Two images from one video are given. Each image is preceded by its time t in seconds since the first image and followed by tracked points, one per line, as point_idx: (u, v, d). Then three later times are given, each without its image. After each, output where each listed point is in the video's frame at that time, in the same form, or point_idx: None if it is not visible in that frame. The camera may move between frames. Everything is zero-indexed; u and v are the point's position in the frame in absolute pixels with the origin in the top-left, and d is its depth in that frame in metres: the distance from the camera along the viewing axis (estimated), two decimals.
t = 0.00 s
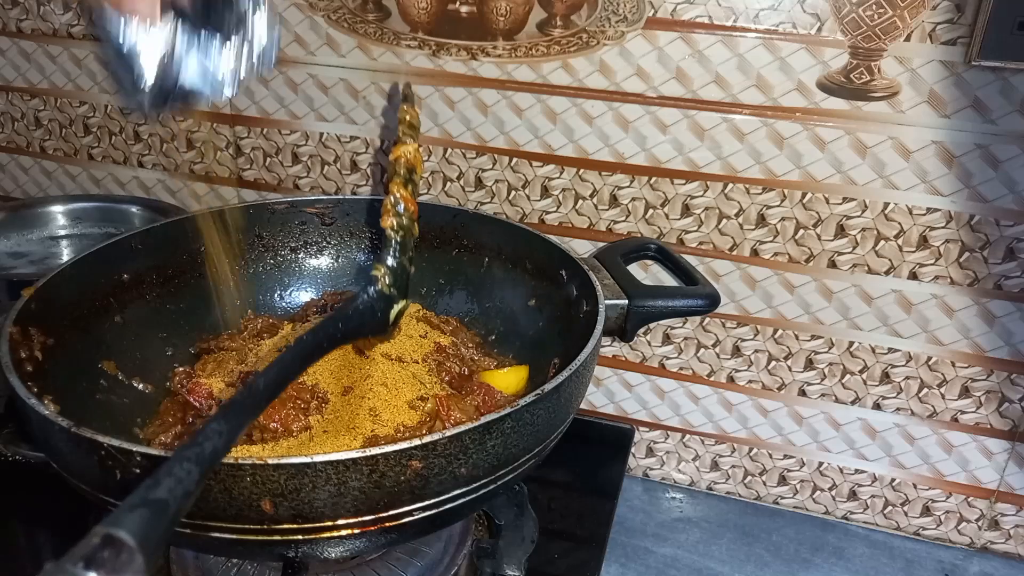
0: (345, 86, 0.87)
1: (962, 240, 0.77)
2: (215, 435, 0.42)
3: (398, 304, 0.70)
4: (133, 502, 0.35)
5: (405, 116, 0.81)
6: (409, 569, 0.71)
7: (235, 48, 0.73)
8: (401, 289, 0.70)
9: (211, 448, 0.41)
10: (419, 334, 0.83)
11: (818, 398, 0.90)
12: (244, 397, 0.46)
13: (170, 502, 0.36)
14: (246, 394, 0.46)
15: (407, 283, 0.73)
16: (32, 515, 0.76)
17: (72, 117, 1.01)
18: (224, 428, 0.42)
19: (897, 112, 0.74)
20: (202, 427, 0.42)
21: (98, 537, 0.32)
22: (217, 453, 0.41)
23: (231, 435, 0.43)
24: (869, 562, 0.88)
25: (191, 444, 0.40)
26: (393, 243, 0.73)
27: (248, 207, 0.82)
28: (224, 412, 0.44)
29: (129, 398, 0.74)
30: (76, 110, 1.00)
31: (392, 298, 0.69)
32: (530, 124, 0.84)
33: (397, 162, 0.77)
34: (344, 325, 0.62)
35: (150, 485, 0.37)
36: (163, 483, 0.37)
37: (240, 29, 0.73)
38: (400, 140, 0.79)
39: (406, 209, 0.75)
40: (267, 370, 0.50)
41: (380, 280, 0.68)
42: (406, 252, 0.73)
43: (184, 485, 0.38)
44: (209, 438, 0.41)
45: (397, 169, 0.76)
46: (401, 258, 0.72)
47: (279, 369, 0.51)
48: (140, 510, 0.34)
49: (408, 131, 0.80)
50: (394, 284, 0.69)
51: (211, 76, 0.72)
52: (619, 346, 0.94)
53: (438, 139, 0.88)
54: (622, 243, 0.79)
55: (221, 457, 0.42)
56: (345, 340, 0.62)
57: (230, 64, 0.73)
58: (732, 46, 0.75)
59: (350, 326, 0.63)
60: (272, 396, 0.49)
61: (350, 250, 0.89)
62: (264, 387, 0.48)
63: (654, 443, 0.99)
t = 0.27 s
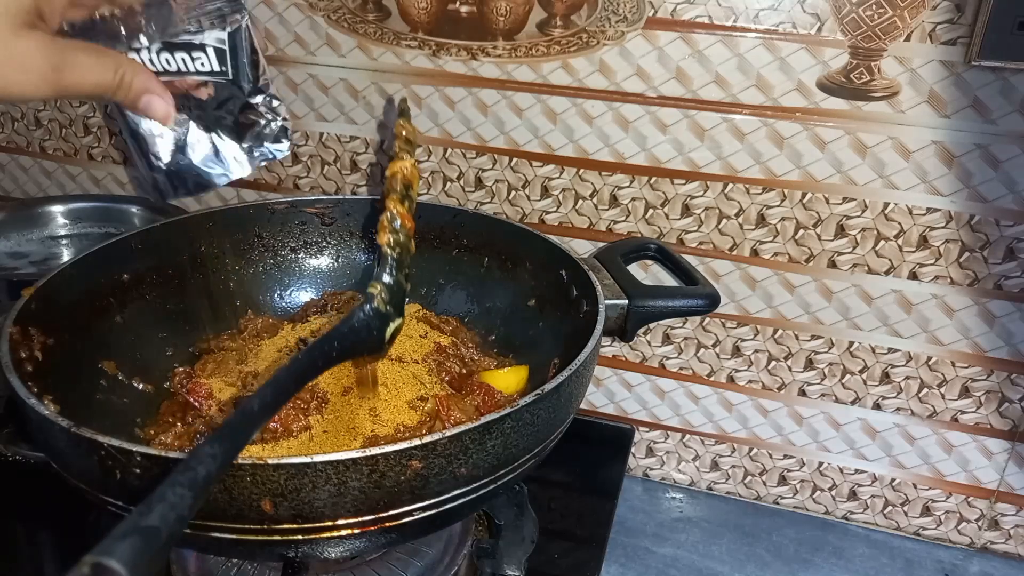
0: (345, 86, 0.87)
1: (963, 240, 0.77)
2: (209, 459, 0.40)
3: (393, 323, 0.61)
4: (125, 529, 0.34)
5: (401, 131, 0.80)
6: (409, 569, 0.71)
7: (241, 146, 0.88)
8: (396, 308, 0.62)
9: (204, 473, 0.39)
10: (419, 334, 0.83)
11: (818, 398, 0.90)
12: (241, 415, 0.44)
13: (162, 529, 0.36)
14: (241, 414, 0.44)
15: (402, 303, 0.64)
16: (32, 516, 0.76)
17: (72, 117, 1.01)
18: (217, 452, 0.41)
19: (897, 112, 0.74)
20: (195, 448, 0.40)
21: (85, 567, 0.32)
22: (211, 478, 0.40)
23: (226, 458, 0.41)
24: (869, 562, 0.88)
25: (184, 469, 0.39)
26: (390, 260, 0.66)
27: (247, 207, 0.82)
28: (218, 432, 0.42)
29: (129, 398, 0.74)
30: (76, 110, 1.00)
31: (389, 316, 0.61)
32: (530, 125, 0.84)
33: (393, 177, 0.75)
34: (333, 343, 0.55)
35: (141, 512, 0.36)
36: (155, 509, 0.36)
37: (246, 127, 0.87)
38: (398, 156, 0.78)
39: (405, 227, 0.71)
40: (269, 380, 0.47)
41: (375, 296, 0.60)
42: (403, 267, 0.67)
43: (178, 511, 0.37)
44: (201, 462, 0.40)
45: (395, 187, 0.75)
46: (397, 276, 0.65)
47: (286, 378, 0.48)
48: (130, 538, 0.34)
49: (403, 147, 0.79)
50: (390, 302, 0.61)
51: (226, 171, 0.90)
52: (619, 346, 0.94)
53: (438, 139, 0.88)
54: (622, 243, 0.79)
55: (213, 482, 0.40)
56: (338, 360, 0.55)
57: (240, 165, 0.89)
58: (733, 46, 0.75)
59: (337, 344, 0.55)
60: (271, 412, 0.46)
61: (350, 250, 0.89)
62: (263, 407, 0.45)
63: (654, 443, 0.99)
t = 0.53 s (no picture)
0: (345, 86, 0.87)
1: (963, 240, 0.77)
2: (200, 472, 0.40)
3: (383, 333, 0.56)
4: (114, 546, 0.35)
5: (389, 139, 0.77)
6: (409, 569, 0.71)
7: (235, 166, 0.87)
8: (388, 316, 0.56)
9: (194, 486, 0.39)
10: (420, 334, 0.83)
11: (818, 398, 0.90)
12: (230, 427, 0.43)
13: (152, 543, 0.36)
14: (231, 425, 0.43)
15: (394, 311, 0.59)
16: (32, 516, 0.76)
17: (72, 117, 1.01)
18: (207, 464, 0.40)
19: (897, 112, 0.74)
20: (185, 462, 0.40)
21: None
22: (201, 491, 0.40)
23: (217, 471, 0.41)
24: (869, 562, 0.88)
25: (174, 482, 0.39)
26: (380, 266, 0.58)
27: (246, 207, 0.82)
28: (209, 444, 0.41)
29: (129, 398, 0.74)
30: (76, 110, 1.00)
31: (378, 326, 0.55)
32: (530, 125, 0.84)
33: (381, 186, 0.71)
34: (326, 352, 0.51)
35: (132, 526, 0.36)
36: (145, 524, 0.37)
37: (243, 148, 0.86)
38: (385, 165, 0.74)
39: (393, 233, 0.64)
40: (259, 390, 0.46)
41: (364, 304, 0.54)
42: (393, 276, 0.59)
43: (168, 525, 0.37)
44: (191, 475, 0.40)
45: (383, 196, 0.69)
46: (387, 283, 0.58)
47: (273, 391, 0.47)
48: (120, 554, 0.35)
49: (391, 155, 0.75)
50: (381, 310, 0.55)
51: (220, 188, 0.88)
52: (619, 347, 0.94)
53: (438, 139, 0.88)
54: (622, 243, 0.79)
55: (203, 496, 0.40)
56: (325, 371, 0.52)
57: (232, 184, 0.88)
58: (732, 46, 0.75)
59: (332, 354, 0.52)
60: (263, 419, 0.45)
61: (350, 250, 0.89)
62: (252, 418, 0.44)
63: (654, 443, 0.99)
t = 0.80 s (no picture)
0: (345, 86, 0.87)
1: (963, 240, 0.77)
2: (195, 497, 0.40)
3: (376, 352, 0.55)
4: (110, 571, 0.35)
5: (383, 159, 0.76)
6: (409, 569, 0.71)
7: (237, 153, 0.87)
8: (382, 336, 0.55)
9: (190, 512, 0.39)
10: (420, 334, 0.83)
11: (818, 398, 0.90)
12: (225, 451, 0.42)
13: (150, 570, 0.36)
14: (226, 449, 0.42)
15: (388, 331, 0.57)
16: (32, 516, 0.76)
17: (72, 117, 1.01)
18: (202, 488, 0.40)
19: (897, 112, 0.74)
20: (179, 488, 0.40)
21: None
22: (197, 517, 0.39)
23: (211, 497, 0.41)
24: (869, 562, 0.88)
25: (170, 507, 0.39)
26: (372, 286, 0.56)
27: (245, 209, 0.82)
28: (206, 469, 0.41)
29: (129, 397, 0.74)
30: (76, 110, 1.00)
31: (372, 346, 0.54)
32: (530, 125, 0.84)
33: (374, 207, 0.69)
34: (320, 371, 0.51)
35: (128, 554, 0.36)
36: (142, 552, 0.36)
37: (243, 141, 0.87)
38: (377, 184, 0.72)
39: (386, 252, 0.61)
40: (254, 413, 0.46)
41: (357, 324, 0.53)
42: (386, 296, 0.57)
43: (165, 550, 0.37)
44: (188, 501, 0.39)
45: (376, 215, 0.67)
46: (381, 302, 0.56)
47: (267, 413, 0.46)
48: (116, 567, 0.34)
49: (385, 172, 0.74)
50: (374, 330, 0.54)
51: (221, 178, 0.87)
52: (619, 346, 0.94)
53: (438, 139, 0.88)
54: (622, 242, 0.79)
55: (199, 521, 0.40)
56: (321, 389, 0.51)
57: (234, 172, 0.87)
58: (733, 46, 0.75)
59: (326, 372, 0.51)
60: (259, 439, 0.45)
61: (350, 250, 0.89)
62: (249, 440, 0.43)
63: (654, 443, 0.99)
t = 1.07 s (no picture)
0: (345, 86, 0.87)
1: (963, 240, 0.77)
2: (206, 493, 0.38)
3: (387, 343, 0.57)
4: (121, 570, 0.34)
5: (388, 148, 0.77)
6: (409, 569, 0.71)
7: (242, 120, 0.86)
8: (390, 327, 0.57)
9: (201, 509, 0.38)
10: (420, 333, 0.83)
11: (818, 398, 0.90)
12: (235, 447, 0.41)
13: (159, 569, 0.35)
14: (236, 445, 0.41)
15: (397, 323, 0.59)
16: (32, 516, 0.76)
17: (72, 117, 1.01)
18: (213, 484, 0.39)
19: (897, 112, 0.74)
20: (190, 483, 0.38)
21: None
22: (208, 514, 0.38)
23: (223, 492, 0.39)
24: (869, 562, 0.88)
25: (181, 505, 0.37)
26: (382, 276, 0.59)
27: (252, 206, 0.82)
28: (217, 464, 0.40)
29: (129, 398, 0.74)
30: (76, 110, 1.00)
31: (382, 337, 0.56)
32: (530, 125, 0.84)
33: (382, 196, 0.70)
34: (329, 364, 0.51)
35: (139, 552, 0.35)
36: (153, 550, 0.35)
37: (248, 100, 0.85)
38: (386, 172, 0.73)
39: (394, 243, 0.63)
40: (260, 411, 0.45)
41: (367, 317, 0.55)
42: (396, 287, 0.60)
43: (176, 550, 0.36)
44: (198, 497, 0.38)
45: (386, 204, 0.69)
46: (390, 294, 0.59)
47: (277, 408, 0.45)
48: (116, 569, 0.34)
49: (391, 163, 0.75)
50: (383, 321, 0.56)
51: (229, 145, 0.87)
52: (619, 346, 0.94)
53: (438, 139, 0.88)
54: (622, 242, 0.79)
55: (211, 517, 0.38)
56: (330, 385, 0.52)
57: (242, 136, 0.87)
58: (733, 46, 0.75)
59: (336, 367, 0.52)
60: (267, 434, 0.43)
61: (350, 250, 0.89)
62: (258, 436, 0.42)
63: (654, 443, 0.99)
